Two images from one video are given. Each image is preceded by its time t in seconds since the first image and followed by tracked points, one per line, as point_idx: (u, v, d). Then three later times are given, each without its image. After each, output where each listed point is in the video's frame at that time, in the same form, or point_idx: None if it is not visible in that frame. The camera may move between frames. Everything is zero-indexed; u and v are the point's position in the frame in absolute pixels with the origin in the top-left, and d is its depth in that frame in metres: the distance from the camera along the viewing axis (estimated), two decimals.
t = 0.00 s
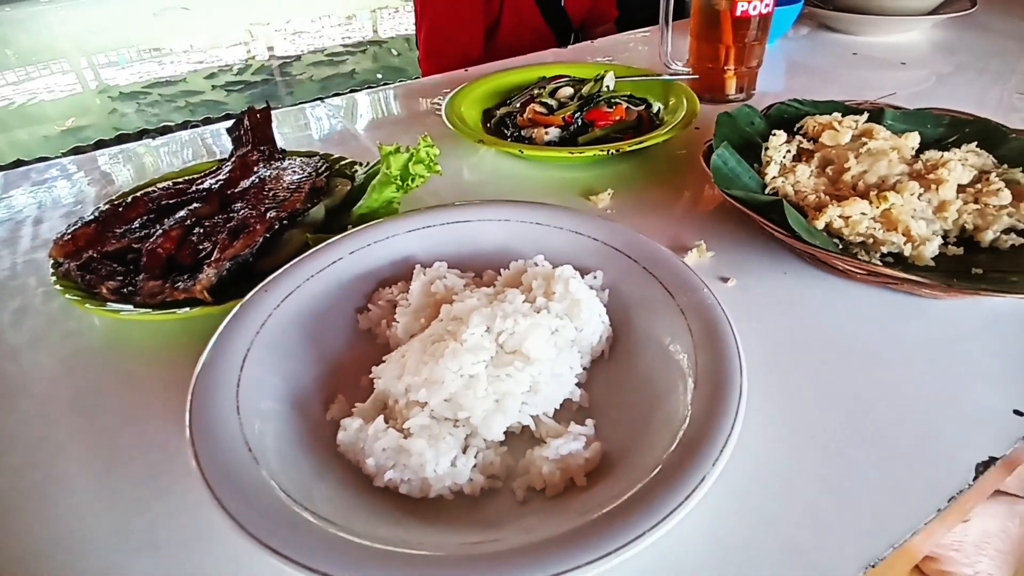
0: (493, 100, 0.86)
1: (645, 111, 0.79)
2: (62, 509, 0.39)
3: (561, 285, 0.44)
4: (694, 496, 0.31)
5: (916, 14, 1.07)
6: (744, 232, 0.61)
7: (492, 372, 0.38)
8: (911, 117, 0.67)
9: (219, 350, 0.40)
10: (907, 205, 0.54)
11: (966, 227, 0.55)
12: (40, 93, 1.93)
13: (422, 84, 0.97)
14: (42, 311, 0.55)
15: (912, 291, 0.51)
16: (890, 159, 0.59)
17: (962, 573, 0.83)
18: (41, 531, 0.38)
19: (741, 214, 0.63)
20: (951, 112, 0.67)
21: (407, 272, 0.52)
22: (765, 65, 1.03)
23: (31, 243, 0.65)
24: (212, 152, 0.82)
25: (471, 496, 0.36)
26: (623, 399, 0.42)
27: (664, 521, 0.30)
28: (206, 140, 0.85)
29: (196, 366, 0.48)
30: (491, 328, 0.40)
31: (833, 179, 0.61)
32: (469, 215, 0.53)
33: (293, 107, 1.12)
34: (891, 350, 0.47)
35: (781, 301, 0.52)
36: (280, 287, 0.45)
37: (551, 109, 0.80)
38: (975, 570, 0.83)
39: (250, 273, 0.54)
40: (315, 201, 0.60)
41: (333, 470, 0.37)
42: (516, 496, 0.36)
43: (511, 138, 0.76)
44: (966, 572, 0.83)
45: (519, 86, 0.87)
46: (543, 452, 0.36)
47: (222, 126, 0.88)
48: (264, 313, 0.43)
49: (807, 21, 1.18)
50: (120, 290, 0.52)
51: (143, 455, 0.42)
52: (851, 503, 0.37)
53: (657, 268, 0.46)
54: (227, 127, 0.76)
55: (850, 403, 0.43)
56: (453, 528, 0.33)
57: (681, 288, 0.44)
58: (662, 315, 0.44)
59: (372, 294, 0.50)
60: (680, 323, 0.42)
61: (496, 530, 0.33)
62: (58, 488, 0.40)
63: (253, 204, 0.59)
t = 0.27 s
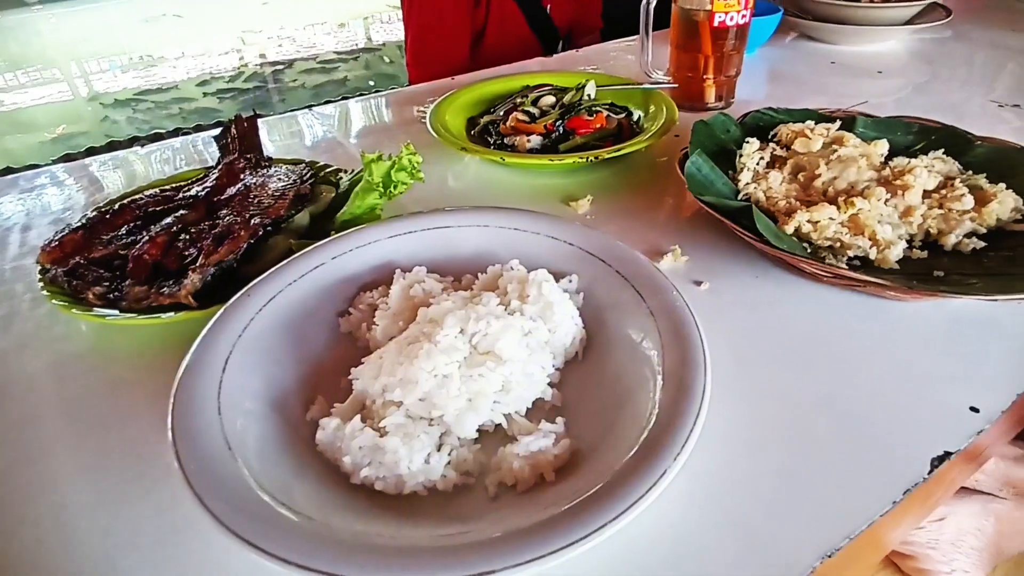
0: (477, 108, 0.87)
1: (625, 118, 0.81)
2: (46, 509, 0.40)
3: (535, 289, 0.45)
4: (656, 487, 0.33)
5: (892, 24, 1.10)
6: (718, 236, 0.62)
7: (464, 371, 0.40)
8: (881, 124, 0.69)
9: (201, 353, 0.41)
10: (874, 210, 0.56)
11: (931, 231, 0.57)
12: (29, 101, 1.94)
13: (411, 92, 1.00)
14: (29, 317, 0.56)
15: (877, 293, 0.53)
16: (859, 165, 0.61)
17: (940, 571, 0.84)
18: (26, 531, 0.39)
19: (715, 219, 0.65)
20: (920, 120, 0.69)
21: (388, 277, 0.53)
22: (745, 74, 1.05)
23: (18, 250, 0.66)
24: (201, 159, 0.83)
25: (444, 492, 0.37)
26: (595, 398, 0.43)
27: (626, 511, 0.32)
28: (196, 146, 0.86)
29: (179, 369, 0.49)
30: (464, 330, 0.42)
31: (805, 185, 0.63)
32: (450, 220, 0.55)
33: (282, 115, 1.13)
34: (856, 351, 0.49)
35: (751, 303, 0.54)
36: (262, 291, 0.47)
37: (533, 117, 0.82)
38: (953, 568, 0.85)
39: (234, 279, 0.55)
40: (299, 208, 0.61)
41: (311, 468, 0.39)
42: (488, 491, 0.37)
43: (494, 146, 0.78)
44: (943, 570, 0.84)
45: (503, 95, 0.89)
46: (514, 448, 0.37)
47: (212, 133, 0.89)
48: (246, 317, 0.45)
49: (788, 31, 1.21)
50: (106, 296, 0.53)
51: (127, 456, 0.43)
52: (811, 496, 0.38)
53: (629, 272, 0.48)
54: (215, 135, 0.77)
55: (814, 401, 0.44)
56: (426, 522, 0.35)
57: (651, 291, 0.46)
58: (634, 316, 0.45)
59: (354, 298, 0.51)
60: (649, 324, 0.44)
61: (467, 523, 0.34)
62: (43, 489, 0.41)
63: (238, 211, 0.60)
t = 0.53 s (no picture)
0: (460, 117, 0.89)
1: (604, 126, 0.83)
2: (28, 508, 0.41)
3: (509, 291, 0.47)
4: (620, 478, 0.34)
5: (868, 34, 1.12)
6: (691, 240, 0.64)
7: (437, 370, 0.42)
8: (851, 132, 0.71)
9: (183, 353, 0.42)
10: (840, 214, 0.58)
11: (895, 234, 0.59)
12: (23, 109, 2.07)
13: (396, 101, 1.03)
14: (14, 322, 0.57)
15: (843, 294, 0.55)
16: (827, 171, 0.63)
17: (915, 569, 0.84)
18: (8, 529, 0.40)
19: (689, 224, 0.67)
20: (888, 127, 0.71)
21: (368, 280, 0.54)
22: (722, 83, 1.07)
23: (4, 257, 0.66)
24: (187, 167, 0.84)
25: (418, 487, 0.38)
26: (566, 396, 0.44)
27: (590, 501, 0.33)
28: (185, 154, 0.88)
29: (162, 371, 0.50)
30: (438, 330, 0.44)
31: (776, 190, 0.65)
32: (429, 226, 0.56)
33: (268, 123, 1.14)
34: (821, 350, 0.50)
35: (722, 305, 0.55)
36: (244, 294, 0.48)
37: (514, 125, 0.84)
38: (927, 565, 0.84)
39: (217, 283, 0.56)
40: (282, 214, 0.62)
41: (289, 465, 0.40)
42: (461, 486, 0.38)
43: (476, 153, 0.79)
44: (918, 567, 0.84)
45: (485, 104, 0.91)
46: (485, 444, 0.39)
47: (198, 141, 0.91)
48: (228, 319, 0.46)
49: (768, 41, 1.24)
50: (90, 300, 0.54)
51: (108, 456, 0.44)
52: (772, 487, 0.40)
53: (601, 274, 0.49)
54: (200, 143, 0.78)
55: (778, 397, 0.46)
56: (399, 515, 0.36)
57: (622, 293, 0.47)
58: (605, 317, 0.47)
59: (334, 301, 0.53)
60: (619, 323, 0.45)
61: (438, 515, 0.35)
62: (24, 488, 0.42)
63: (221, 217, 0.61)
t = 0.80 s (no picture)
0: (451, 132, 0.91)
1: (592, 141, 0.85)
2: (28, 513, 0.42)
3: (496, 301, 0.49)
4: (598, 479, 0.36)
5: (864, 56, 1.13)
6: (675, 252, 0.66)
7: (425, 376, 0.43)
8: (829, 146, 0.74)
9: (181, 361, 0.44)
10: (816, 226, 0.60)
11: (870, 245, 0.61)
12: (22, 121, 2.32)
13: (390, 117, 1.05)
14: (15, 333, 0.59)
15: (819, 303, 0.57)
16: (805, 185, 0.65)
17: (901, 573, 0.89)
18: (9, 533, 0.41)
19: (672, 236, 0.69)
20: (866, 143, 0.74)
21: (360, 291, 0.56)
22: (707, 98, 1.10)
23: (5, 269, 0.68)
24: (184, 181, 0.86)
25: (407, 489, 0.40)
26: (551, 402, 0.46)
27: (569, 500, 0.35)
28: (181, 169, 0.90)
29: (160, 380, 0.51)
30: (427, 339, 0.46)
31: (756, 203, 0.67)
32: (420, 238, 0.58)
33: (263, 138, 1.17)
34: (795, 356, 0.52)
35: (703, 313, 0.57)
36: (240, 305, 0.50)
37: (504, 140, 0.86)
38: (912, 570, 0.89)
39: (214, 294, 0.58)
40: (277, 227, 0.64)
41: (284, 469, 0.41)
42: (449, 488, 0.40)
43: (467, 168, 0.82)
44: (904, 572, 0.88)
45: (476, 119, 0.93)
46: (472, 447, 0.40)
47: (195, 156, 0.93)
48: (225, 329, 0.48)
49: (767, 62, 1.26)
50: (91, 312, 0.55)
51: (108, 462, 0.45)
52: (748, 487, 0.42)
53: (584, 284, 0.51)
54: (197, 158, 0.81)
55: (754, 401, 0.48)
56: (388, 517, 0.37)
57: (605, 302, 0.49)
58: (588, 326, 0.49)
59: (328, 311, 0.54)
60: (602, 331, 0.47)
61: (426, 516, 0.37)
62: (25, 494, 0.43)
63: (218, 231, 0.62)
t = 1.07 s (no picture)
0: (442, 144, 0.93)
1: (579, 153, 0.88)
2: (23, 518, 0.43)
3: (483, 307, 0.50)
4: (579, 477, 0.37)
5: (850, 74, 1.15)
6: (659, 259, 0.68)
7: (413, 379, 0.45)
8: (809, 157, 0.76)
9: (176, 367, 0.45)
10: (794, 234, 0.62)
11: (847, 252, 0.63)
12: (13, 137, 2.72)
13: (383, 129, 1.07)
14: (11, 342, 0.60)
15: (798, 308, 0.59)
16: (785, 195, 0.67)
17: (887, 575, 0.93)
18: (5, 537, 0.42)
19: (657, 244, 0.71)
20: (845, 154, 0.76)
21: (352, 299, 0.57)
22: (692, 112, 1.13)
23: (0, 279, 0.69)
24: (178, 193, 0.88)
25: (396, 489, 0.41)
26: (536, 404, 0.48)
27: (551, 497, 0.36)
28: (175, 181, 0.91)
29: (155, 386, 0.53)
30: (416, 344, 0.48)
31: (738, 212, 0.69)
32: (410, 247, 0.60)
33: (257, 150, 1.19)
34: (774, 358, 0.54)
35: (685, 319, 0.59)
36: (234, 312, 0.51)
37: (493, 152, 0.88)
38: (898, 572, 0.93)
39: (208, 303, 0.59)
40: (270, 237, 0.66)
41: (276, 471, 0.42)
42: (436, 488, 0.41)
43: (457, 178, 0.83)
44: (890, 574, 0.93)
45: (466, 131, 0.95)
46: (458, 448, 0.42)
47: (189, 169, 0.94)
48: (219, 336, 0.49)
49: (756, 80, 1.27)
50: (86, 320, 0.56)
51: (103, 467, 0.46)
52: (726, 485, 0.43)
53: (569, 291, 0.53)
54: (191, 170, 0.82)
55: (734, 402, 0.49)
56: (376, 515, 0.39)
57: (589, 308, 0.51)
58: (573, 331, 0.50)
59: (320, 319, 0.56)
60: (586, 335, 0.49)
61: (414, 514, 0.38)
62: (21, 499, 0.44)
63: (212, 241, 0.64)
